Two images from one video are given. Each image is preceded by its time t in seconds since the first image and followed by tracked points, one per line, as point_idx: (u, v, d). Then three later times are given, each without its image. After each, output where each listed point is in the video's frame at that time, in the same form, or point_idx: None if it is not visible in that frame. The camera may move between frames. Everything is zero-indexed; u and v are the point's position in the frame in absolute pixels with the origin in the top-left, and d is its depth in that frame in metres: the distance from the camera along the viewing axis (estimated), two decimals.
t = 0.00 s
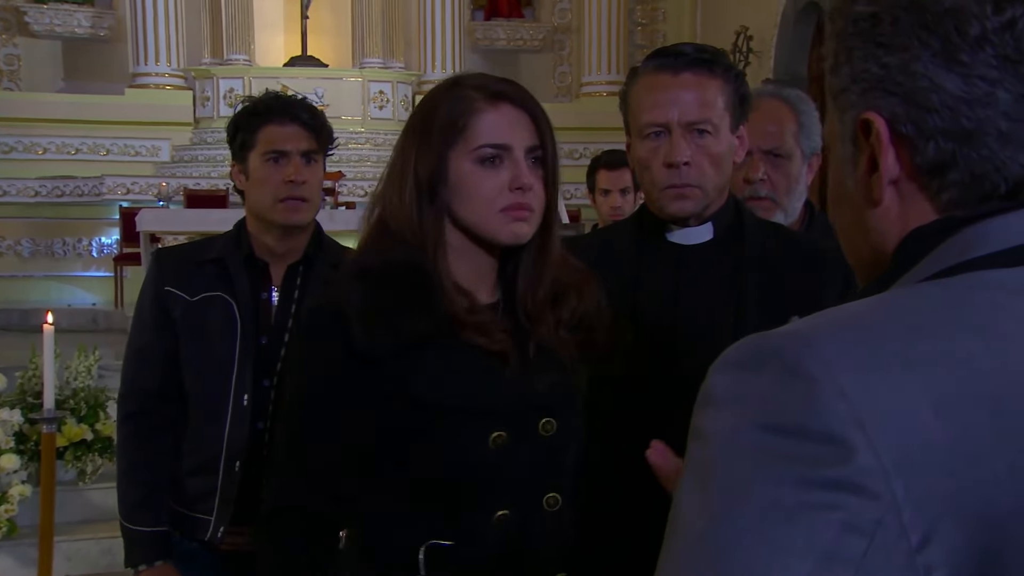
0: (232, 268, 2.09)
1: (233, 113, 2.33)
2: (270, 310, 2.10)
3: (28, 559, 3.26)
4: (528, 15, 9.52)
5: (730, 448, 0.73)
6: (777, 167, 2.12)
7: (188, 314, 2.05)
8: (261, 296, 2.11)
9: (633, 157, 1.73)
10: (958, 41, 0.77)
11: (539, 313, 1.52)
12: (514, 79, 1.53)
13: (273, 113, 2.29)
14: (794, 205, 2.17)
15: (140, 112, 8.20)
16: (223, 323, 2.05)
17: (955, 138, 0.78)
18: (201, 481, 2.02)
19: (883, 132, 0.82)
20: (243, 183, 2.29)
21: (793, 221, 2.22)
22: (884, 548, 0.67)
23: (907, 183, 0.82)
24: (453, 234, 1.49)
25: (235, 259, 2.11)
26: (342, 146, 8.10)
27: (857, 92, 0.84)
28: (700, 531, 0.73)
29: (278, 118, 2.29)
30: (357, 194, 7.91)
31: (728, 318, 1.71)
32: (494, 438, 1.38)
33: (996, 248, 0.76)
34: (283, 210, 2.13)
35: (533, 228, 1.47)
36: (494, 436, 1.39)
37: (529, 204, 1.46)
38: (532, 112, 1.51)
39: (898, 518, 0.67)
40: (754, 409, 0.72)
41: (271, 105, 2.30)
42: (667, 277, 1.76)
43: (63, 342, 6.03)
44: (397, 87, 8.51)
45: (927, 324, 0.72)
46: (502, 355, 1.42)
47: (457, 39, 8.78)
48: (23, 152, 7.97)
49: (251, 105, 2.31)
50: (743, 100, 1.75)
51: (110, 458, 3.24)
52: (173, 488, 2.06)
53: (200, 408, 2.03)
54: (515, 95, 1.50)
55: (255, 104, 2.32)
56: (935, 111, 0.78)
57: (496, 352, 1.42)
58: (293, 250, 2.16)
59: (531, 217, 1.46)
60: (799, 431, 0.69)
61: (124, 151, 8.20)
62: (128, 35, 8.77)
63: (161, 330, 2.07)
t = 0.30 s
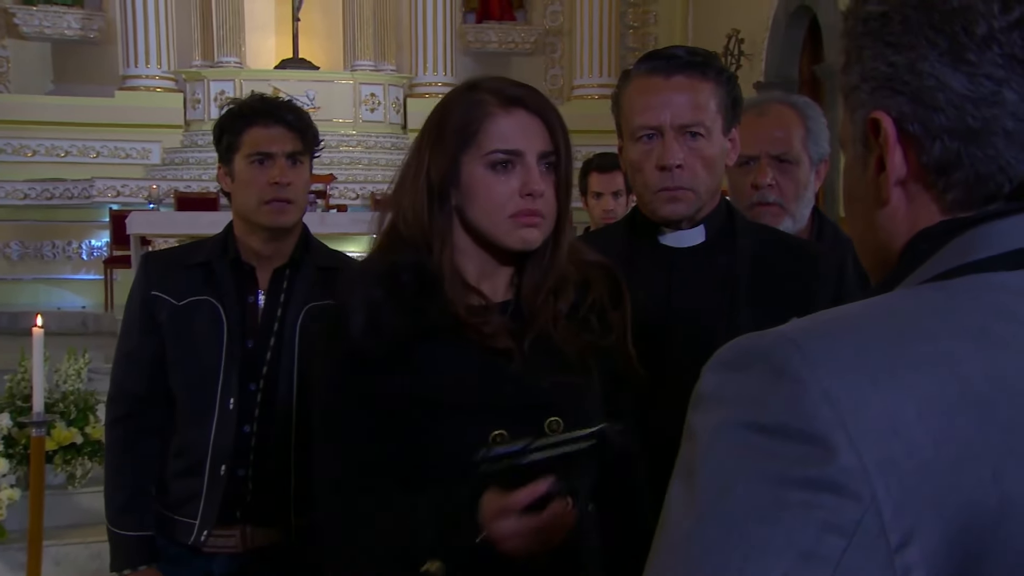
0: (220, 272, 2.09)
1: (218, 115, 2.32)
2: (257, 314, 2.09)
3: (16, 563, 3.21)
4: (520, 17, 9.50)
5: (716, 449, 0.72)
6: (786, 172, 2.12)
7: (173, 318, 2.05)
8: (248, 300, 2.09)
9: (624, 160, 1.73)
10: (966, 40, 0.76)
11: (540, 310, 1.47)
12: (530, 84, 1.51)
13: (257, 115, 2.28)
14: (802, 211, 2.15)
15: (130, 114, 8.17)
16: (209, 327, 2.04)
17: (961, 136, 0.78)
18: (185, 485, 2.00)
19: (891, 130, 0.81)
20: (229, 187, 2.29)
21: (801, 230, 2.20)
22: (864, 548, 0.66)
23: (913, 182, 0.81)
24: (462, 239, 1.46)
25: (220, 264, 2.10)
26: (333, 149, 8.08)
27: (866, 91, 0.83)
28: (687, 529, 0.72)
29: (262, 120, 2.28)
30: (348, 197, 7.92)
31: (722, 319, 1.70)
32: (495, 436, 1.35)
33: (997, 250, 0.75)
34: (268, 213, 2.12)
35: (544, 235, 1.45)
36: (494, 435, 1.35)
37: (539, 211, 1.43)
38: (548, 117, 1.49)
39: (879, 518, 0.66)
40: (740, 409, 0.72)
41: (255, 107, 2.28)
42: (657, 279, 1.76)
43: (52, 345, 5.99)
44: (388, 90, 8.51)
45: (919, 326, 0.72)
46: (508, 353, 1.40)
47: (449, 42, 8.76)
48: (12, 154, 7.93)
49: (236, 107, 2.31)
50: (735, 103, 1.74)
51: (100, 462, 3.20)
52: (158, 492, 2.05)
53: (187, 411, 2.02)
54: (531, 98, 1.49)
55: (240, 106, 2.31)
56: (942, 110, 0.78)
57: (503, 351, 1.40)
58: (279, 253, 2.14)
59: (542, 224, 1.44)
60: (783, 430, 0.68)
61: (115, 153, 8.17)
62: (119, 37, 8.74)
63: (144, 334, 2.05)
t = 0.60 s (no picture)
0: (203, 275, 2.09)
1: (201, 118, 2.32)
2: (240, 317, 2.10)
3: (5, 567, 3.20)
4: (509, 19, 9.49)
5: (715, 453, 0.72)
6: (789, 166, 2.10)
7: (157, 321, 2.05)
8: (231, 302, 2.10)
9: (623, 158, 1.78)
10: (964, 42, 0.76)
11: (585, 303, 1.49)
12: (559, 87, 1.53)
13: (239, 117, 2.28)
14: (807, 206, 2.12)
15: (118, 116, 8.13)
16: (193, 330, 2.04)
17: (958, 138, 0.77)
18: (167, 488, 2.00)
19: (889, 131, 0.81)
20: (212, 190, 2.29)
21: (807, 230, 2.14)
22: (866, 553, 0.65)
23: (911, 184, 0.81)
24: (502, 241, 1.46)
25: (204, 266, 2.10)
26: (323, 151, 8.06)
27: (864, 92, 0.82)
28: (686, 535, 0.72)
29: (244, 122, 2.27)
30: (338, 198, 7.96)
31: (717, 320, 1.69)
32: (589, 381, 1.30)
33: (995, 253, 0.75)
34: (250, 215, 2.11)
35: (576, 234, 1.45)
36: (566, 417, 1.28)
37: (571, 211, 1.44)
38: (577, 117, 1.50)
39: (880, 523, 0.65)
40: (737, 413, 0.71)
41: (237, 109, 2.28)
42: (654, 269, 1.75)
43: (40, 348, 5.96)
44: (377, 92, 8.52)
45: (916, 329, 0.71)
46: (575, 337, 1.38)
47: (439, 44, 8.75)
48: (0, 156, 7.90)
49: (219, 110, 2.30)
50: (733, 106, 1.81)
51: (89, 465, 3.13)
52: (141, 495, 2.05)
53: (171, 413, 2.02)
54: (561, 100, 1.50)
55: (222, 108, 2.31)
56: (940, 112, 0.77)
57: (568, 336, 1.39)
58: (262, 255, 2.14)
59: (574, 223, 1.44)
60: (783, 435, 0.68)
61: (103, 155, 8.14)
62: (107, 38, 8.70)
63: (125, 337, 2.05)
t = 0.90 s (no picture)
0: (190, 279, 2.08)
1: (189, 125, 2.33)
2: (227, 322, 2.09)
3: None
4: (503, 25, 9.50)
5: (710, 460, 0.72)
6: (787, 168, 2.09)
7: (144, 325, 2.04)
8: (218, 307, 2.10)
9: (642, 158, 1.87)
10: (963, 49, 0.76)
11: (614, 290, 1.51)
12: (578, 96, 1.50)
13: (226, 123, 2.28)
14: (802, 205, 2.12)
15: (111, 121, 8.12)
16: (180, 335, 2.03)
17: (957, 146, 0.77)
18: (154, 491, 1.99)
19: (888, 139, 0.81)
20: (199, 196, 2.29)
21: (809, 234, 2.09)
22: (856, 562, 0.65)
23: (910, 192, 0.81)
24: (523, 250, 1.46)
25: (191, 271, 2.09)
26: (316, 155, 8.04)
27: (863, 99, 0.82)
28: (680, 541, 0.72)
29: (231, 128, 2.28)
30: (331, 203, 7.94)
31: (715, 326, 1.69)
32: (601, 410, 1.33)
33: (994, 261, 0.75)
34: (237, 220, 2.10)
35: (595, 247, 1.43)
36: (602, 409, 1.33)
37: (590, 223, 1.42)
38: (597, 128, 1.48)
39: (872, 532, 0.65)
40: (732, 420, 0.71)
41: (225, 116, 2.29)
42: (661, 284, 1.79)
43: (30, 352, 5.94)
44: (372, 97, 8.45)
45: (913, 337, 0.71)
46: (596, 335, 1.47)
47: (432, 49, 8.75)
48: None
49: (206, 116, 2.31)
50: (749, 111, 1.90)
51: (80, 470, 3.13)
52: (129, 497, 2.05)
53: (157, 416, 2.01)
54: (580, 111, 1.47)
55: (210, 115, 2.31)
56: (939, 119, 0.77)
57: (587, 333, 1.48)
58: (250, 260, 2.14)
59: (593, 235, 1.43)
60: (777, 443, 0.68)
61: (95, 159, 8.10)
62: (99, 42, 8.68)
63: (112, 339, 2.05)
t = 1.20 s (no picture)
0: (170, 283, 2.06)
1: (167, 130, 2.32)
2: (207, 326, 2.08)
3: None
4: (489, 31, 9.51)
5: (700, 465, 0.71)
6: (775, 173, 2.10)
7: (125, 330, 2.03)
8: (198, 310, 2.08)
9: (644, 157, 1.89)
10: (956, 56, 0.76)
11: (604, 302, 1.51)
12: (567, 103, 1.51)
13: (205, 129, 2.28)
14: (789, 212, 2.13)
15: (95, 126, 8.08)
16: (160, 339, 2.02)
17: (949, 152, 0.78)
18: (137, 496, 1.97)
19: (881, 144, 0.81)
20: (178, 202, 2.28)
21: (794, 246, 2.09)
22: (847, 568, 0.65)
23: (904, 198, 0.81)
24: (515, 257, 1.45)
25: (172, 275, 2.08)
26: (302, 160, 8.02)
27: (857, 104, 0.82)
28: (671, 548, 0.71)
29: (210, 133, 2.27)
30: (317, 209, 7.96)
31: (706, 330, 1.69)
32: (590, 415, 1.34)
33: (986, 268, 0.75)
34: (217, 225, 2.09)
35: (588, 252, 1.43)
36: (591, 413, 1.34)
37: (583, 229, 1.42)
38: (586, 134, 1.48)
39: (863, 539, 0.65)
40: (723, 426, 0.71)
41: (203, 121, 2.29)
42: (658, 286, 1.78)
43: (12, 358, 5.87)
44: (358, 103, 8.47)
45: (906, 342, 0.71)
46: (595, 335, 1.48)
47: (418, 54, 8.74)
48: None
49: (185, 122, 2.31)
50: (750, 118, 1.92)
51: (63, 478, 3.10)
52: (109, 502, 2.03)
53: (137, 421, 2.00)
54: (569, 117, 1.47)
55: (188, 120, 2.31)
56: (931, 125, 0.77)
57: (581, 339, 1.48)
58: (230, 265, 2.13)
59: (586, 241, 1.43)
60: (769, 450, 0.68)
61: (79, 164, 8.04)
62: (83, 47, 8.64)
63: (92, 345, 2.04)
